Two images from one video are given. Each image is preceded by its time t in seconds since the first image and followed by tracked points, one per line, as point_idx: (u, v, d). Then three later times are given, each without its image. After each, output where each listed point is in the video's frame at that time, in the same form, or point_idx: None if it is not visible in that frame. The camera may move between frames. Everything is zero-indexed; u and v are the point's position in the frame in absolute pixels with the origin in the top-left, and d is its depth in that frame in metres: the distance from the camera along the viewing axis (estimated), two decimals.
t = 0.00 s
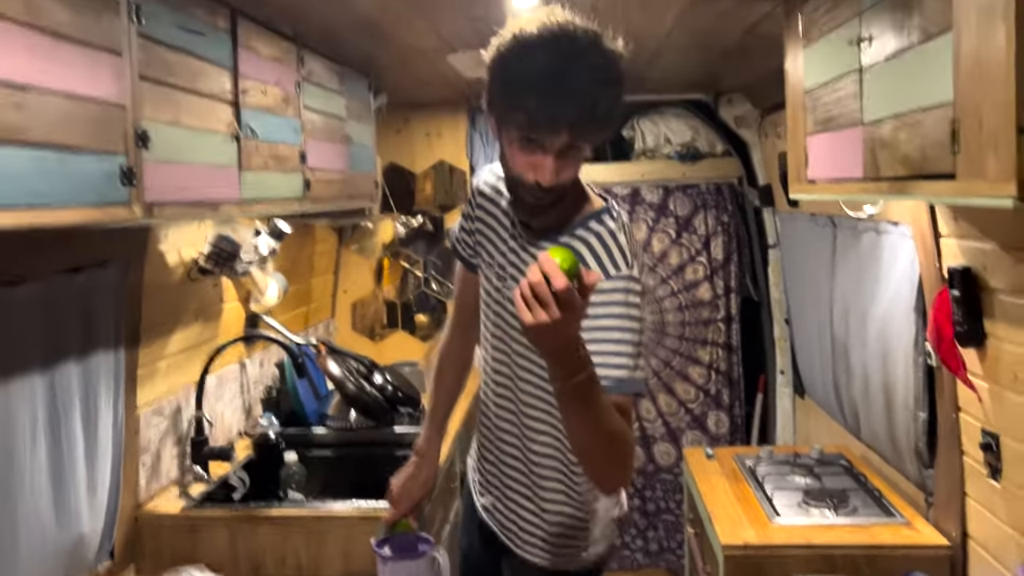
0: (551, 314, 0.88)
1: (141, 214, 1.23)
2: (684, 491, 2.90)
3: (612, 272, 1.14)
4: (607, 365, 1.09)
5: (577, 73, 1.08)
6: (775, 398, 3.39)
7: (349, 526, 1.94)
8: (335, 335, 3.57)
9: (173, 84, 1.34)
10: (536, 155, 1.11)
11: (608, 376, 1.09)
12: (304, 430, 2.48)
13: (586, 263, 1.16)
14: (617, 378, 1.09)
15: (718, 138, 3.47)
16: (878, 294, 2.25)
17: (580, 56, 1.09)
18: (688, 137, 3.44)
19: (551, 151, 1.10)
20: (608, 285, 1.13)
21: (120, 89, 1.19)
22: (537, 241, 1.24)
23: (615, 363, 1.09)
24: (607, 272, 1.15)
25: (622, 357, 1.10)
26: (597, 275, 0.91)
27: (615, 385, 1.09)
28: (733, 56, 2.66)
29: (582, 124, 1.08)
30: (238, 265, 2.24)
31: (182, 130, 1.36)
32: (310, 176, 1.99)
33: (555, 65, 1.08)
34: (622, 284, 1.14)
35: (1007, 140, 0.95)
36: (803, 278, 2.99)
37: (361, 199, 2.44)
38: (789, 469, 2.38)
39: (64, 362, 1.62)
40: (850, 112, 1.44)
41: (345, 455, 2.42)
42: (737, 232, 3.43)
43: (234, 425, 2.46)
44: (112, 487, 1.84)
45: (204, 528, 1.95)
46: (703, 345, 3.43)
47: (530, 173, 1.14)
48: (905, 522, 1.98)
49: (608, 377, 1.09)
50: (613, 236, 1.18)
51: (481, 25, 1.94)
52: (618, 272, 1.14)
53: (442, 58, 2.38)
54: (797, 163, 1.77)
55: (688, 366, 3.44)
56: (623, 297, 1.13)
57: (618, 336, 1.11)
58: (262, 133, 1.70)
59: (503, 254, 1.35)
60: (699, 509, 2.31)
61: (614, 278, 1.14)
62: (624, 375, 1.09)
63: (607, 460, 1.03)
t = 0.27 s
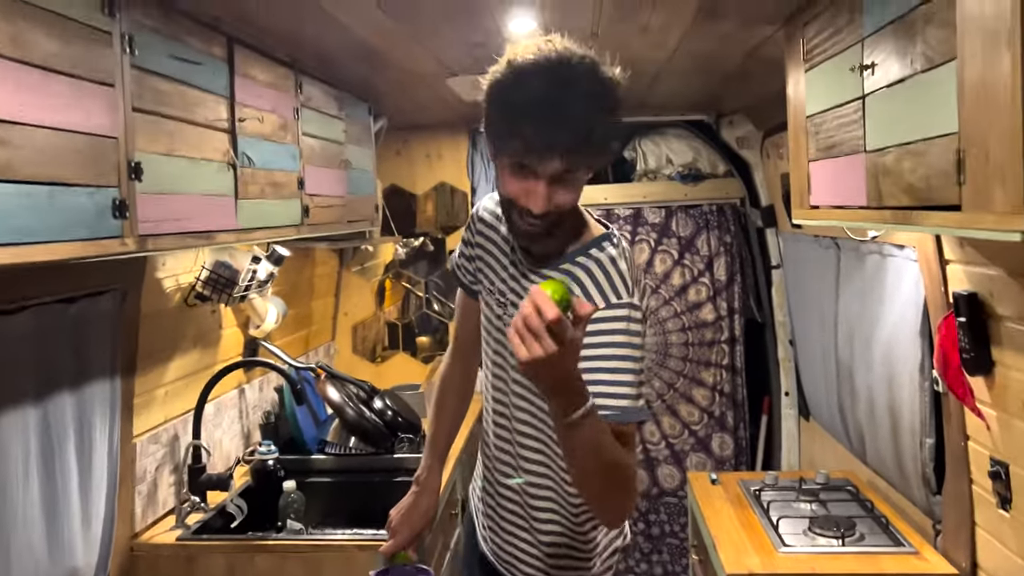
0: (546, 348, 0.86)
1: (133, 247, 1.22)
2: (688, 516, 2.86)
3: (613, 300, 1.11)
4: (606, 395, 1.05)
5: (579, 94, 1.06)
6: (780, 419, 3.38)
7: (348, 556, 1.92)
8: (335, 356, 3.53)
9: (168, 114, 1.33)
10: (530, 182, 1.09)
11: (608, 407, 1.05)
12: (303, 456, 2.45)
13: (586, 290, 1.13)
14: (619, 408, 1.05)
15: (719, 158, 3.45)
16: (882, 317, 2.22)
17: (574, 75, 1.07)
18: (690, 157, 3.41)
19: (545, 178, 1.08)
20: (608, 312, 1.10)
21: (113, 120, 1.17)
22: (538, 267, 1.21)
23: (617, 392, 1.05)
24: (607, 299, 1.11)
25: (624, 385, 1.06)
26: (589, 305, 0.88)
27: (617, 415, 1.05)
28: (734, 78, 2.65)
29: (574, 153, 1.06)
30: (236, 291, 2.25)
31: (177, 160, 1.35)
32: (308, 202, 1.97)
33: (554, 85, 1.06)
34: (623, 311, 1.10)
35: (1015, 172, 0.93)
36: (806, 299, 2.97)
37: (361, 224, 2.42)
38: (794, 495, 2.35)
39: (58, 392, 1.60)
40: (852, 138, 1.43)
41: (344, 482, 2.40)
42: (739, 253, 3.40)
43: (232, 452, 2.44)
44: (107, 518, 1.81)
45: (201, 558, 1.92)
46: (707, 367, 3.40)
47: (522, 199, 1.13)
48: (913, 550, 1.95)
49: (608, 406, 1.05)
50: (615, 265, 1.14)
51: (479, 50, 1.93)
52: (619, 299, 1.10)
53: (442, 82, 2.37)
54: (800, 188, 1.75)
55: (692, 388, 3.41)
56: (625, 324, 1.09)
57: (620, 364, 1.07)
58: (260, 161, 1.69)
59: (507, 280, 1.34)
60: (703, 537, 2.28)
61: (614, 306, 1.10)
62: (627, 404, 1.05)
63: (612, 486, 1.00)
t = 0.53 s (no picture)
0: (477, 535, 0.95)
1: (119, 248, 1.18)
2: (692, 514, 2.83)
3: (604, 308, 1.05)
4: (609, 408, 1.04)
5: (523, 112, 0.90)
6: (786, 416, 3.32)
7: (347, 559, 1.89)
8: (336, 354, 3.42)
9: (155, 111, 1.29)
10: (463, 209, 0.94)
11: (609, 417, 1.04)
12: (302, 456, 2.42)
13: (575, 298, 1.07)
14: (623, 417, 1.04)
15: (724, 151, 3.41)
16: (890, 315, 2.18)
17: (520, 86, 0.91)
18: (694, 151, 3.38)
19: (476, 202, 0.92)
20: (600, 322, 1.05)
21: (95, 118, 1.14)
22: (528, 270, 1.14)
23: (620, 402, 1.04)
24: (599, 307, 1.05)
25: (627, 396, 1.04)
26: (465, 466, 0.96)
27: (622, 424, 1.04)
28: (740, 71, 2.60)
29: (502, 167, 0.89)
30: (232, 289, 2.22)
31: (165, 158, 1.31)
32: (305, 198, 1.94)
33: (493, 96, 0.89)
34: (618, 318, 1.05)
35: None
36: (813, 295, 2.92)
37: (360, 220, 2.38)
38: (800, 496, 2.31)
39: (48, 395, 1.57)
40: (861, 134, 1.38)
41: (342, 482, 2.36)
42: (745, 248, 3.36)
43: (230, 451, 2.41)
44: (101, 522, 1.78)
45: (197, 560, 1.89)
46: (712, 364, 3.36)
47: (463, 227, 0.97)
48: (922, 554, 1.91)
49: (613, 417, 1.04)
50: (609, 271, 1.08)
51: (479, 42, 1.89)
52: (613, 305, 1.05)
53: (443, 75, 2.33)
54: (807, 185, 1.71)
55: (697, 385, 3.37)
56: (621, 332, 1.05)
57: (621, 375, 1.04)
58: (253, 157, 1.65)
59: (487, 291, 1.26)
60: (707, 537, 2.24)
61: (606, 313, 1.05)
62: (632, 410, 1.04)
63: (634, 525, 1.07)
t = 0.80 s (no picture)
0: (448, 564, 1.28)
1: (120, 220, 1.15)
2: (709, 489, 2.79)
3: (568, 304, 1.20)
4: (562, 399, 1.21)
5: (472, 116, 1.14)
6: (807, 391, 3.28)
7: (359, 534, 1.86)
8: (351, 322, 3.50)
9: (159, 77, 1.25)
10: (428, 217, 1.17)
11: (565, 408, 1.21)
12: (314, 429, 2.37)
13: (547, 295, 1.22)
14: (568, 413, 1.21)
15: (747, 120, 3.37)
16: (916, 291, 2.13)
17: (459, 99, 1.15)
18: (715, 121, 3.33)
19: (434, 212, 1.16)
20: (562, 319, 1.21)
21: (95, 84, 1.09)
22: (517, 263, 1.29)
23: (570, 397, 1.21)
24: (562, 305, 1.21)
25: (576, 392, 1.21)
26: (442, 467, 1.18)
27: (569, 417, 1.21)
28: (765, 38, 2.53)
29: (455, 170, 1.13)
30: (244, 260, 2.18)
31: (169, 127, 1.27)
32: (316, 168, 1.89)
33: (435, 112, 1.15)
34: (579, 316, 1.20)
35: None
36: (836, 270, 2.86)
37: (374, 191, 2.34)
38: (819, 474, 2.27)
39: (55, 369, 1.55)
40: (895, 104, 1.32)
41: (355, 455, 2.32)
42: (766, 220, 3.29)
43: (243, 424, 2.39)
44: (112, 494, 1.77)
45: (208, 534, 1.88)
46: (730, 339, 3.31)
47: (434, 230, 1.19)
48: (945, 535, 1.87)
49: (565, 408, 1.21)
50: (575, 267, 1.22)
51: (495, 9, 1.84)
52: (574, 304, 1.20)
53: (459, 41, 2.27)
54: (835, 157, 1.65)
55: (714, 359, 3.32)
56: (581, 329, 1.20)
57: (575, 368, 1.21)
58: (261, 126, 1.60)
59: (495, 275, 1.42)
60: (724, 515, 2.21)
61: (568, 311, 1.20)
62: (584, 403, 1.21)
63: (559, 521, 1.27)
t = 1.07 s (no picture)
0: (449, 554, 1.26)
1: (123, 183, 1.10)
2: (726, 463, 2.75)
3: (567, 286, 1.13)
4: (548, 385, 1.15)
5: (493, 76, 1.05)
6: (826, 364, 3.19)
7: (372, 506, 1.83)
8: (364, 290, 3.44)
9: (162, 34, 1.19)
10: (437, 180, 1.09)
11: (551, 395, 1.15)
12: (327, 398, 2.35)
13: (547, 272, 1.15)
14: (557, 399, 1.15)
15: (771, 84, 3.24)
16: (948, 263, 2.06)
17: (483, 56, 1.06)
18: (740, 86, 3.21)
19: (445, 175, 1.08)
20: (558, 302, 1.13)
21: (94, 41, 1.04)
22: (524, 234, 1.21)
23: (558, 382, 1.15)
24: (560, 286, 1.13)
25: (565, 378, 1.14)
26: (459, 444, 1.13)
27: (554, 404, 1.15)
28: None
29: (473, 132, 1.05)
30: (255, 226, 2.13)
31: (173, 87, 1.22)
32: (328, 132, 1.84)
33: (456, 65, 1.06)
34: (577, 298, 1.12)
35: None
36: (862, 240, 2.78)
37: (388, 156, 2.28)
38: (842, 450, 2.22)
39: (62, 336, 1.51)
40: (937, 64, 1.25)
41: (369, 425, 2.30)
42: (790, 188, 3.21)
43: (256, 392, 2.36)
44: (122, 463, 1.75)
45: (220, 504, 1.86)
46: (751, 310, 3.25)
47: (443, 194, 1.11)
48: (973, 515, 1.81)
49: (547, 395, 1.15)
50: (578, 246, 1.13)
51: None
52: (572, 286, 1.12)
53: None
54: (869, 121, 1.57)
55: (734, 331, 3.27)
56: (578, 313, 1.13)
57: (568, 355, 1.14)
58: (271, 87, 1.55)
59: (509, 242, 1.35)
60: (744, 490, 2.17)
61: (566, 293, 1.13)
62: (570, 394, 1.15)
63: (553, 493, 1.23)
